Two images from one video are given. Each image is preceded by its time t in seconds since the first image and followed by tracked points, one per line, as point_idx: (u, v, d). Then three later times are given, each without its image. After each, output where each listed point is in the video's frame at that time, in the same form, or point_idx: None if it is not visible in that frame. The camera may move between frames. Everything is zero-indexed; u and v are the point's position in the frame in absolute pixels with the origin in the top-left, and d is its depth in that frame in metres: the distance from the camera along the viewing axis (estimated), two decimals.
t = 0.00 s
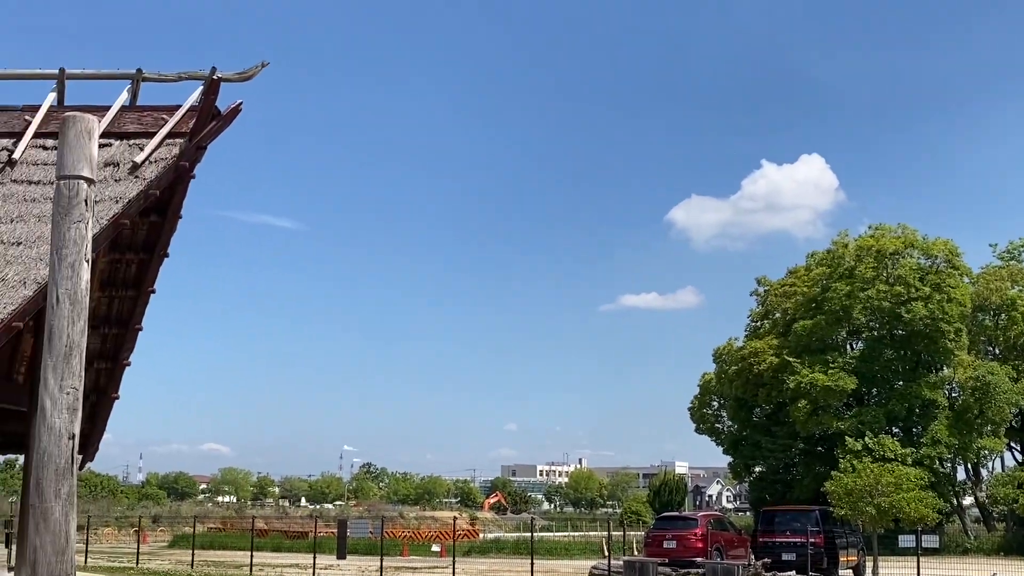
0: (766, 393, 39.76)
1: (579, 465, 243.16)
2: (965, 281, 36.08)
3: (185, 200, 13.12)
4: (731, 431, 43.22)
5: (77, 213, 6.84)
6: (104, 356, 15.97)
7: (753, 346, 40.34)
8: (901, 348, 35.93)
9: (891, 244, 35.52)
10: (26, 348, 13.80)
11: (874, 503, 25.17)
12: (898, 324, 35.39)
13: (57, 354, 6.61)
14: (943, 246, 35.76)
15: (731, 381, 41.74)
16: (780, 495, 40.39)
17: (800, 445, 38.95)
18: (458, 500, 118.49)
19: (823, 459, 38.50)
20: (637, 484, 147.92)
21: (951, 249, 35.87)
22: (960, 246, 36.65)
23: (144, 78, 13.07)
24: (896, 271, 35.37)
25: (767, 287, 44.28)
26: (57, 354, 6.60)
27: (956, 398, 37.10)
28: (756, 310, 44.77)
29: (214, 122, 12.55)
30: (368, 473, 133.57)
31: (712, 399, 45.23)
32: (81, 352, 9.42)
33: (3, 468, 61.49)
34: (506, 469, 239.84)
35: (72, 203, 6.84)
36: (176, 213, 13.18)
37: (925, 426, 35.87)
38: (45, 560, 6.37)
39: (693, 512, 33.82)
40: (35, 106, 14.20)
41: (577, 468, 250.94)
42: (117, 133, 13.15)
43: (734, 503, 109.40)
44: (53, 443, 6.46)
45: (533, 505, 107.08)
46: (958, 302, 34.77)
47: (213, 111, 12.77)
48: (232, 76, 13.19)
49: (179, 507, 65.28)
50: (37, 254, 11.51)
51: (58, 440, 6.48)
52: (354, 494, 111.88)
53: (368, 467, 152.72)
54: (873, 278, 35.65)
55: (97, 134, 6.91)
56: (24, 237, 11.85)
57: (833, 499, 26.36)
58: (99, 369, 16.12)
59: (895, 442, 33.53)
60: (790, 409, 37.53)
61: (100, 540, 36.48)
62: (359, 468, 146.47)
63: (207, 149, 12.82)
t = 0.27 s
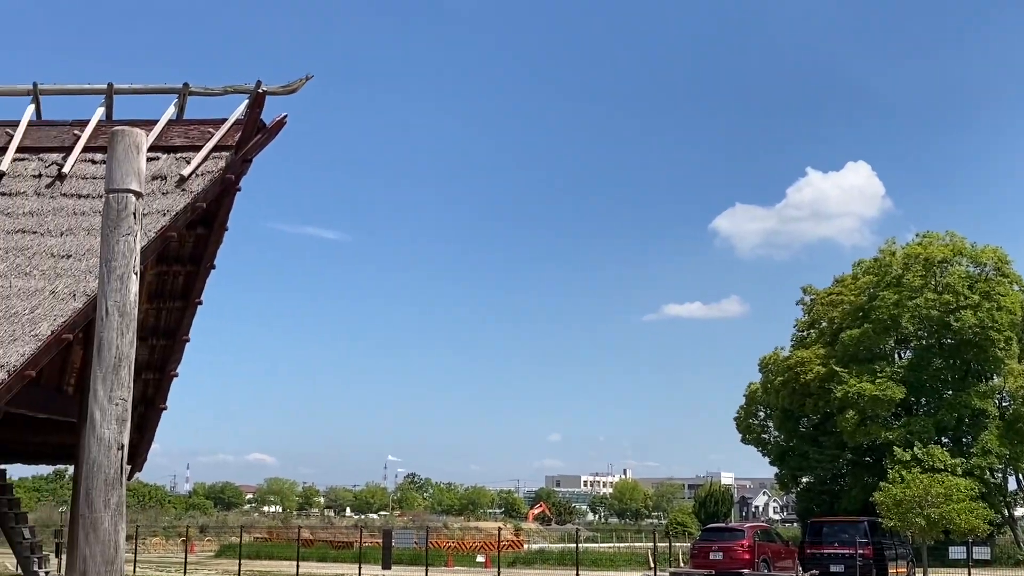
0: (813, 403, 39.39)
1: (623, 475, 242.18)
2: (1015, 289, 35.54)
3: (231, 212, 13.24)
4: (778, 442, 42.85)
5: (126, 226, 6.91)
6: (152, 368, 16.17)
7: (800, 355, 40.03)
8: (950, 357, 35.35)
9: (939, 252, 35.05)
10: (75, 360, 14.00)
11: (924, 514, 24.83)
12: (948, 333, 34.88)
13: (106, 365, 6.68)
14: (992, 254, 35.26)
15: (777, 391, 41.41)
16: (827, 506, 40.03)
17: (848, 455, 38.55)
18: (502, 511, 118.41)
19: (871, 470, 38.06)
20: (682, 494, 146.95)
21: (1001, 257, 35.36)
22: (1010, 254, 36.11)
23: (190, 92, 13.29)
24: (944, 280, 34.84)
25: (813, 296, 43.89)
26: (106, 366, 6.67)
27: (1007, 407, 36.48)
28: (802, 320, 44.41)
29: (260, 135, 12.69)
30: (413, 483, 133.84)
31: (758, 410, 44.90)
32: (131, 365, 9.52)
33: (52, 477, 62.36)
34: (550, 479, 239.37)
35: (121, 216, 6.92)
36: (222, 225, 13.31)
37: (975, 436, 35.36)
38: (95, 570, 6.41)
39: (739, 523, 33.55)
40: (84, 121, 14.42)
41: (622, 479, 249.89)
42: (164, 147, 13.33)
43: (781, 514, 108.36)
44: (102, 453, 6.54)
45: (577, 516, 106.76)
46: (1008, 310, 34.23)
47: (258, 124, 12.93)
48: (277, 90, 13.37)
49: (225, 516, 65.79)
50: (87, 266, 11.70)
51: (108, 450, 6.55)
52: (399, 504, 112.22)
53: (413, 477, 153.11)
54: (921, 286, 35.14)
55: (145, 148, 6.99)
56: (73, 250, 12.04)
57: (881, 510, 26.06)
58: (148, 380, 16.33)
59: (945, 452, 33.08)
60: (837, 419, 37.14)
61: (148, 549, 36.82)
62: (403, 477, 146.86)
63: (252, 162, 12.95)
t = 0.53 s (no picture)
0: (859, 412, 39.00)
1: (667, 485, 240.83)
2: None
3: (276, 223, 13.37)
4: (824, 451, 42.44)
5: (174, 237, 7.00)
6: (199, 378, 16.34)
7: (845, 364, 39.69)
8: (998, 365, 34.76)
9: (987, 259, 34.56)
10: (123, 370, 14.18)
11: (972, 523, 24.52)
12: (996, 340, 34.36)
13: (154, 376, 6.76)
14: None
15: (823, 400, 41.05)
16: (874, 516, 39.70)
17: (895, 465, 38.07)
18: (545, 520, 118.20)
19: (918, 479, 37.58)
20: (727, 504, 145.84)
21: None
22: None
23: (235, 105, 13.48)
24: (992, 287, 34.32)
25: (859, 304, 43.47)
26: (154, 376, 6.76)
27: None
28: (848, 328, 44.00)
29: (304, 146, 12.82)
30: (456, 492, 134.01)
31: (803, 419, 44.52)
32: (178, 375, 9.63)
33: (101, 486, 63.06)
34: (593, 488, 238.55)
35: (168, 228, 7.00)
36: (267, 235, 13.44)
37: None
38: None
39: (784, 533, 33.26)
40: (132, 134, 14.61)
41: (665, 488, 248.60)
42: (210, 159, 13.51)
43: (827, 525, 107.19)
44: (151, 462, 6.62)
45: (621, 526, 106.32)
46: None
47: (302, 136, 13.06)
48: (321, 102, 13.53)
49: (270, 525, 66.17)
50: (135, 277, 11.87)
51: (156, 459, 6.63)
52: (442, 513, 112.41)
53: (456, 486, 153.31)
54: (969, 293, 34.71)
55: (192, 160, 7.06)
56: (122, 261, 12.22)
57: (929, 520, 25.79)
58: (195, 390, 16.51)
59: (994, 461, 32.54)
60: (884, 428, 36.71)
61: (194, 557, 37.11)
62: (447, 486, 147.00)
63: (296, 173, 13.07)
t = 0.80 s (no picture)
0: (906, 419, 38.51)
1: (711, 493, 239.16)
2: None
3: (319, 232, 13.46)
4: (871, 458, 41.96)
5: (220, 246, 7.06)
6: (244, 386, 16.47)
7: (892, 370, 39.24)
8: None
9: None
10: (170, 378, 14.33)
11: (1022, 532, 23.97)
12: None
13: (200, 385, 6.82)
14: None
15: (868, 407, 40.64)
16: (922, 525, 39.20)
17: (943, 472, 37.55)
18: (588, 528, 117.82)
19: (966, 487, 37.04)
20: (772, 513, 144.58)
21: None
22: None
23: (279, 115, 13.61)
24: None
25: (905, 310, 42.96)
26: (200, 384, 6.81)
27: None
28: (893, 334, 43.49)
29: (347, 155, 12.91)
30: (499, 501, 133.94)
31: (849, 426, 44.05)
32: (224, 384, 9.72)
33: (147, 493, 63.66)
34: (636, 496, 237.29)
35: (214, 238, 7.06)
36: (311, 244, 13.53)
37: None
38: None
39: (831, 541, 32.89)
40: (177, 145, 14.77)
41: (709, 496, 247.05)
42: (254, 170, 13.65)
43: (874, 533, 105.91)
44: (198, 470, 6.67)
45: (665, 534, 105.68)
46: None
47: (345, 144, 13.15)
48: (363, 112, 13.63)
49: (314, 532, 66.47)
50: (181, 286, 12.01)
51: (203, 467, 6.69)
52: (485, 521, 112.37)
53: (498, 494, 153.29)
54: (1016, 299, 34.09)
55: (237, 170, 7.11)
56: (168, 271, 12.37)
57: (978, 528, 25.36)
58: (240, 398, 16.64)
59: None
60: (931, 435, 36.23)
61: (240, 564, 37.35)
62: (490, 494, 146.98)
63: (339, 182, 13.16)
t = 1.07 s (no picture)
0: (952, 424, 38.01)
1: (755, 499, 237.30)
2: None
3: (361, 238, 13.52)
4: (917, 464, 41.47)
5: (263, 254, 7.10)
6: (287, 392, 16.58)
7: (938, 375, 38.76)
8: None
9: None
10: (215, 384, 14.46)
11: None
12: None
13: (245, 391, 6.87)
14: None
15: (914, 412, 40.16)
16: (970, 531, 38.66)
17: (991, 478, 37.01)
18: (631, 534, 117.34)
19: (1015, 492, 36.49)
20: (817, 518, 143.23)
21: None
22: None
23: (321, 123, 13.70)
24: None
25: (951, 313, 42.41)
26: (245, 391, 6.86)
27: None
28: (939, 338, 42.95)
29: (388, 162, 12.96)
30: (541, 506, 133.81)
31: (895, 431, 43.58)
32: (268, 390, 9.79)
33: (192, 499, 64.23)
34: (678, 502, 236.11)
35: (257, 245, 7.11)
36: (352, 251, 13.60)
37: None
38: None
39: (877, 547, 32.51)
40: (221, 153, 14.90)
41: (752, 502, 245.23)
42: (296, 177, 13.74)
43: (920, 539, 104.57)
44: (243, 476, 6.72)
45: (708, 540, 105.02)
46: None
47: (386, 151, 13.21)
48: (404, 118, 13.69)
49: (357, 538, 66.74)
50: (225, 293, 12.12)
51: (248, 472, 6.73)
52: (527, 527, 112.28)
53: (540, 499, 153.14)
54: None
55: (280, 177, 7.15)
56: (213, 278, 12.48)
57: None
58: (284, 404, 16.75)
59: None
60: (978, 440, 35.73)
61: (284, 568, 37.59)
62: (531, 500, 146.85)
63: (380, 189, 13.21)
